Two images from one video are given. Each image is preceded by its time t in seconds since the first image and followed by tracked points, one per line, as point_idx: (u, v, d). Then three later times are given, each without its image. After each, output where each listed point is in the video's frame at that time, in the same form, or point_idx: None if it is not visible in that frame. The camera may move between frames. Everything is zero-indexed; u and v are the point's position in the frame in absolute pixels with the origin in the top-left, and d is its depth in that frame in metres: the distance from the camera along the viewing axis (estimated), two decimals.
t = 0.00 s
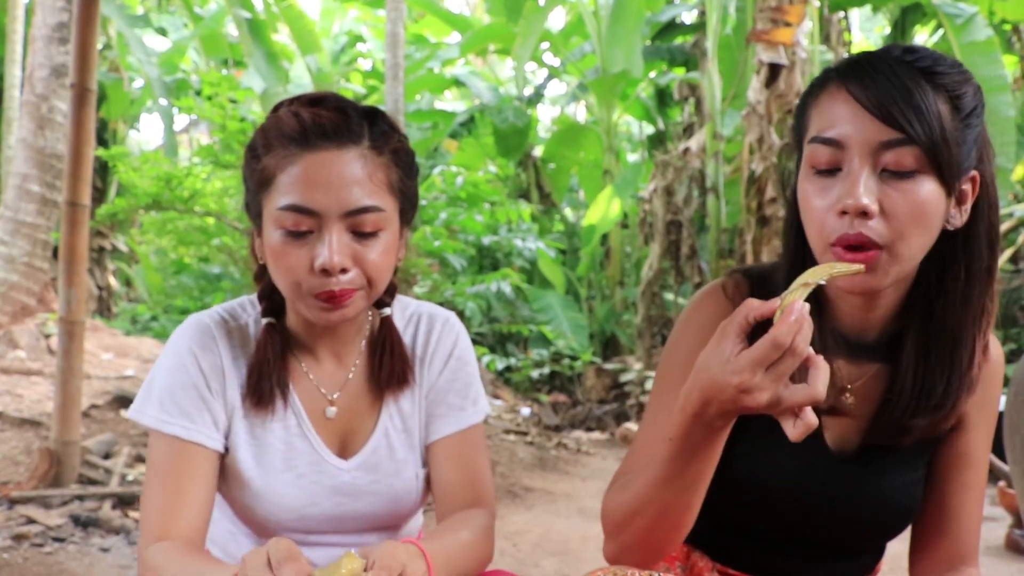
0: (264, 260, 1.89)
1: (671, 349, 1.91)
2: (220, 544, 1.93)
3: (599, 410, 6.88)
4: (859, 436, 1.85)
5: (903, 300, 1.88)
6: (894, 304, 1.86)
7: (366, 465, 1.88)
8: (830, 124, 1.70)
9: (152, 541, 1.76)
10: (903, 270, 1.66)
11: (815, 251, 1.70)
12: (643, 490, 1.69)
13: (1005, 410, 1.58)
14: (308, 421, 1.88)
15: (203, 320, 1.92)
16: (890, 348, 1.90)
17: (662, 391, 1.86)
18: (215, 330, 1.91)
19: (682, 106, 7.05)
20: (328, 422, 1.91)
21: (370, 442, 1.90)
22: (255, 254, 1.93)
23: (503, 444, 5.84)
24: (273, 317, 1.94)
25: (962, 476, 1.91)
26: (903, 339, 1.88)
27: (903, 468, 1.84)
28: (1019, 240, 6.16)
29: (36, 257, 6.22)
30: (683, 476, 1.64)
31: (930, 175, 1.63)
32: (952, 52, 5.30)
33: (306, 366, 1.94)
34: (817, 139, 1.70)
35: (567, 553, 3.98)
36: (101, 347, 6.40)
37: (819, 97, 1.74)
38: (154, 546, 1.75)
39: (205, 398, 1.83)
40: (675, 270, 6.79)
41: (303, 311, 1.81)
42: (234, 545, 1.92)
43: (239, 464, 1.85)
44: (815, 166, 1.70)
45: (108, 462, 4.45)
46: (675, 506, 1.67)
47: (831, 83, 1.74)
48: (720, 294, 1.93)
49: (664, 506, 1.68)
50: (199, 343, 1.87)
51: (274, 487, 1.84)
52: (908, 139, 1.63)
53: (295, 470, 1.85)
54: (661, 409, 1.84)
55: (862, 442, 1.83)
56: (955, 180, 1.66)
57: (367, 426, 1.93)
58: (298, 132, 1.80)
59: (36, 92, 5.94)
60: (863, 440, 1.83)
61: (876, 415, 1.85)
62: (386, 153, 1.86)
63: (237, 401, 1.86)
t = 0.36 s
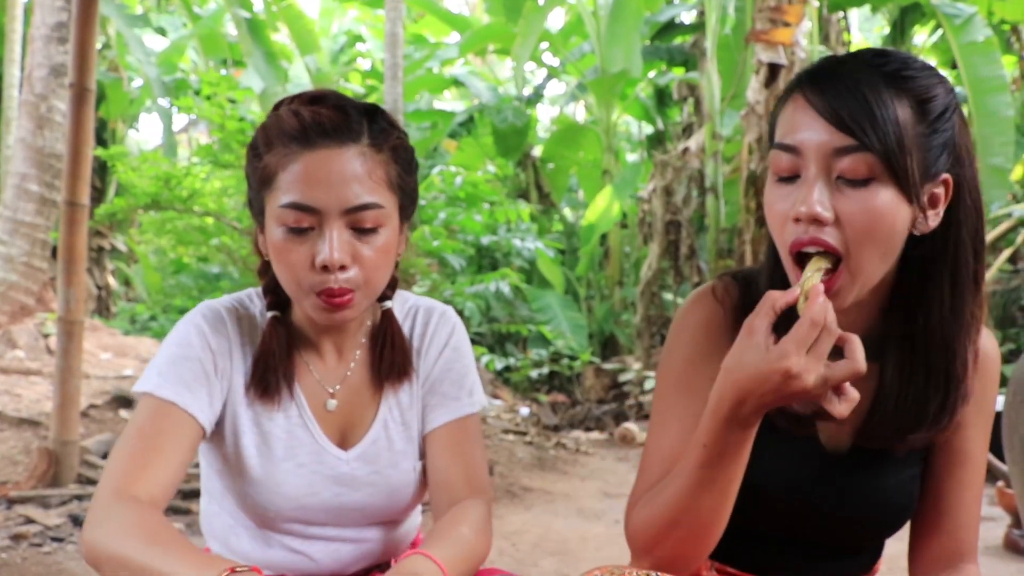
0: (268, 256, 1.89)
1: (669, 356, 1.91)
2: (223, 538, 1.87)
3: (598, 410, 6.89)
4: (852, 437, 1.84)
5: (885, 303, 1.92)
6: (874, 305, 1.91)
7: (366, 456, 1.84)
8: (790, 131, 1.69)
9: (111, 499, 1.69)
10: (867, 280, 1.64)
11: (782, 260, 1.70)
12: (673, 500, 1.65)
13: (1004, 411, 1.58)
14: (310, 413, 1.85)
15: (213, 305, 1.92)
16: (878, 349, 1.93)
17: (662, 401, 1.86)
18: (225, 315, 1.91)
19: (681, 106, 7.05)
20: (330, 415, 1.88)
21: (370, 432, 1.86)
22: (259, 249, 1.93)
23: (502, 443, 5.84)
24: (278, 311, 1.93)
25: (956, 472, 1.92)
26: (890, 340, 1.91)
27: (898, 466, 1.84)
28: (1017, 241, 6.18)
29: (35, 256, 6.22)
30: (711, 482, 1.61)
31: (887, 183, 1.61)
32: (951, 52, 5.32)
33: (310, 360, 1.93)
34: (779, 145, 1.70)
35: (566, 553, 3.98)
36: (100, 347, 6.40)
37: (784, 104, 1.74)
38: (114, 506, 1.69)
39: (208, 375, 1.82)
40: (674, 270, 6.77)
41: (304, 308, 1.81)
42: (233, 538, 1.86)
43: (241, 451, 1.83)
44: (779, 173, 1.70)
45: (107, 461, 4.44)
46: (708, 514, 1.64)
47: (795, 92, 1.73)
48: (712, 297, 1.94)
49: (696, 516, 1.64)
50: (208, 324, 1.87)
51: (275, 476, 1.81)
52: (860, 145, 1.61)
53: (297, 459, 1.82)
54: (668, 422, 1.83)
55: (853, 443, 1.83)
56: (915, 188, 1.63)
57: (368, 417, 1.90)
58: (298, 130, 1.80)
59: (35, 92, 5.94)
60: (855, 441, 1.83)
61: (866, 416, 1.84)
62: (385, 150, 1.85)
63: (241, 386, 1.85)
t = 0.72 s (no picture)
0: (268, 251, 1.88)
1: (665, 354, 1.91)
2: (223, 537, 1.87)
3: (597, 410, 6.90)
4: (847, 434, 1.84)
5: (872, 300, 1.91)
6: (860, 301, 1.90)
7: (365, 447, 1.84)
8: (774, 139, 1.67)
9: (94, 434, 1.64)
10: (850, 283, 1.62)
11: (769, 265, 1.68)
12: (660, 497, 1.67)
13: (1003, 411, 1.58)
14: (310, 406, 1.85)
15: (219, 295, 1.93)
16: (867, 345, 1.91)
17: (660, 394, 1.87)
18: (234, 303, 1.92)
19: (681, 106, 7.05)
20: (330, 409, 1.88)
21: (369, 423, 1.86)
22: (258, 246, 1.93)
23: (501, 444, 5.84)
24: (278, 306, 1.93)
25: (954, 472, 1.91)
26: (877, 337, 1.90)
27: (894, 464, 1.84)
28: (1016, 242, 6.19)
29: (34, 256, 6.22)
30: (700, 478, 1.61)
31: (869, 193, 1.59)
32: (951, 52, 5.34)
33: (308, 355, 1.92)
34: (762, 153, 1.68)
35: (565, 553, 3.98)
36: (99, 347, 6.39)
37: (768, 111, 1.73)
38: (96, 441, 1.63)
39: (212, 348, 1.82)
40: (673, 270, 6.76)
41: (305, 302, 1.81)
42: (234, 535, 1.86)
43: (242, 440, 1.82)
44: (765, 184, 1.68)
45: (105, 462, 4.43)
46: (699, 506, 1.64)
47: (777, 101, 1.72)
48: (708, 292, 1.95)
49: (688, 508, 1.64)
50: (219, 309, 1.89)
51: (275, 468, 1.80)
52: (839, 158, 1.60)
53: (296, 450, 1.82)
54: (666, 417, 1.83)
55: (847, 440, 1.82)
56: (898, 195, 1.61)
57: (366, 411, 1.89)
58: (298, 124, 1.81)
59: (34, 92, 5.94)
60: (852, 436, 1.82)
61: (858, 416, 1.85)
62: (384, 144, 1.86)
63: (244, 371, 1.85)
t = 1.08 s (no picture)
0: (265, 247, 1.88)
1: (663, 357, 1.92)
2: (221, 536, 1.87)
3: (597, 410, 6.96)
4: (846, 429, 1.85)
5: (874, 292, 1.89)
6: (864, 293, 1.87)
7: (363, 448, 1.83)
8: (783, 124, 1.70)
9: (72, 420, 1.64)
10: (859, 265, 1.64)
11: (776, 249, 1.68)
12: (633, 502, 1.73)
13: (1003, 410, 1.58)
14: (308, 406, 1.84)
15: (217, 293, 1.93)
16: (868, 337, 1.89)
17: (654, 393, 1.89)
18: (231, 302, 1.92)
19: (680, 106, 7.05)
20: (327, 407, 1.88)
21: (368, 423, 1.86)
22: (255, 240, 1.93)
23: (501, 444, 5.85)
24: (275, 302, 1.93)
25: (953, 466, 1.91)
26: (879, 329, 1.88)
27: (893, 460, 1.84)
28: (1015, 242, 6.19)
29: (33, 257, 6.21)
30: (671, 480, 1.68)
31: (877, 173, 1.62)
32: (951, 51, 5.34)
33: (305, 350, 1.92)
34: (770, 138, 1.70)
35: (565, 553, 3.98)
36: (98, 347, 6.39)
37: (775, 98, 1.75)
38: (72, 426, 1.63)
39: (206, 344, 1.81)
40: (672, 270, 6.75)
41: (303, 293, 1.81)
42: (234, 535, 1.85)
43: (241, 438, 1.82)
44: (771, 164, 1.71)
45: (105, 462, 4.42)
46: (676, 508, 1.70)
47: (784, 88, 1.74)
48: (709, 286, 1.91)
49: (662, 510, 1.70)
50: (216, 306, 1.88)
51: (273, 467, 1.80)
52: (850, 136, 1.62)
53: (293, 449, 1.82)
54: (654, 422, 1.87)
55: (848, 436, 1.83)
56: (904, 177, 1.64)
57: (365, 407, 1.89)
58: (294, 118, 1.80)
59: (33, 92, 5.94)
60: (850, 434, 1.83)
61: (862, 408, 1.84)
62: (379, 138, 1.85)
63: (241, 368, 1.85)
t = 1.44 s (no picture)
0: (260, 247, 1.88)
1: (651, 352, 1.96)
2: (220, 535, 1.87)
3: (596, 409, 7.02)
4: (833, 414, 1.86)
5: (856, 279, 1.92)
6: (846, 281, 1.91)
7: (361, 448, 1.83)
8: (771, 113, 1.74)
9: (73, 455, 1.65)
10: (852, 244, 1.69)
11: (768, 235, 1.72)
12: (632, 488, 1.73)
13: (1002, 408, 1.58)
14: (306, 407, 1.84)
15: (209, 300, 1.92)
16: (850, 324, 1.93)
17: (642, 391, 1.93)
18: (221, 308, 1.91)
19: (679, 105, 7.05)
20: (325, 407, 1.88)
21: (365, 424, 1.86)
22: (252, 240, 1.92)
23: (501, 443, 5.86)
24: (271, 301, 1.93)
25: (938, 454, 1.91)
26: (860, 313, 1.92)
27: (880, 444, 1.83)
28: (1014, 241, 6.20)
29: (32, 257, 6.21)
30: (666, 464, 1.68)
31: (867, 154, 1.68)
32: (950, 50, 5.35)
33: (301, 350, 1.92)
34: (759, 126, 1.75)
35: (565, 552, 3.98)
36: (98, 347, 6.39)
37: (759, 90, 1.79)
38: (73, 462, 1.64)
39: (195, 357, 1.81)
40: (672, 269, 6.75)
41: (295, 293, 1.81)
42: (232, 533, 1.85)
43: (236, 441, 1.82)
44: (759, 149, 1.76)
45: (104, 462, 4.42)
46: (666, 495, 1.70)
47: (768, 79, 1.78)
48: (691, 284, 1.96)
49: (655, 498, 1.71)
50: (203, 315, 1.87)
51: (270, 467, 1.80)
52: (839, 120, 1.68)
53: (292, 449, 1.82)
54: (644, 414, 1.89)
55: (837, 419, 1.84)
56: (890, 160, 1.71)
57: (364, 405, 1.90)
58: (287, 119, 1.80)
59: (33, 93, 5.94)
60: (838, 417, 1.84)
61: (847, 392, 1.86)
62: (372, 139, 1.85)
63: (236, 373, 1.84)
